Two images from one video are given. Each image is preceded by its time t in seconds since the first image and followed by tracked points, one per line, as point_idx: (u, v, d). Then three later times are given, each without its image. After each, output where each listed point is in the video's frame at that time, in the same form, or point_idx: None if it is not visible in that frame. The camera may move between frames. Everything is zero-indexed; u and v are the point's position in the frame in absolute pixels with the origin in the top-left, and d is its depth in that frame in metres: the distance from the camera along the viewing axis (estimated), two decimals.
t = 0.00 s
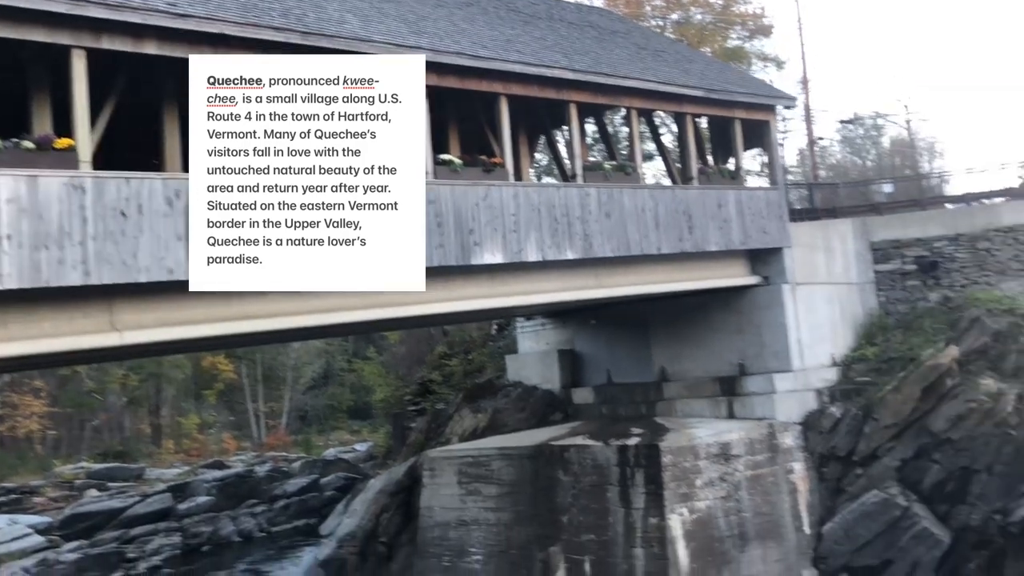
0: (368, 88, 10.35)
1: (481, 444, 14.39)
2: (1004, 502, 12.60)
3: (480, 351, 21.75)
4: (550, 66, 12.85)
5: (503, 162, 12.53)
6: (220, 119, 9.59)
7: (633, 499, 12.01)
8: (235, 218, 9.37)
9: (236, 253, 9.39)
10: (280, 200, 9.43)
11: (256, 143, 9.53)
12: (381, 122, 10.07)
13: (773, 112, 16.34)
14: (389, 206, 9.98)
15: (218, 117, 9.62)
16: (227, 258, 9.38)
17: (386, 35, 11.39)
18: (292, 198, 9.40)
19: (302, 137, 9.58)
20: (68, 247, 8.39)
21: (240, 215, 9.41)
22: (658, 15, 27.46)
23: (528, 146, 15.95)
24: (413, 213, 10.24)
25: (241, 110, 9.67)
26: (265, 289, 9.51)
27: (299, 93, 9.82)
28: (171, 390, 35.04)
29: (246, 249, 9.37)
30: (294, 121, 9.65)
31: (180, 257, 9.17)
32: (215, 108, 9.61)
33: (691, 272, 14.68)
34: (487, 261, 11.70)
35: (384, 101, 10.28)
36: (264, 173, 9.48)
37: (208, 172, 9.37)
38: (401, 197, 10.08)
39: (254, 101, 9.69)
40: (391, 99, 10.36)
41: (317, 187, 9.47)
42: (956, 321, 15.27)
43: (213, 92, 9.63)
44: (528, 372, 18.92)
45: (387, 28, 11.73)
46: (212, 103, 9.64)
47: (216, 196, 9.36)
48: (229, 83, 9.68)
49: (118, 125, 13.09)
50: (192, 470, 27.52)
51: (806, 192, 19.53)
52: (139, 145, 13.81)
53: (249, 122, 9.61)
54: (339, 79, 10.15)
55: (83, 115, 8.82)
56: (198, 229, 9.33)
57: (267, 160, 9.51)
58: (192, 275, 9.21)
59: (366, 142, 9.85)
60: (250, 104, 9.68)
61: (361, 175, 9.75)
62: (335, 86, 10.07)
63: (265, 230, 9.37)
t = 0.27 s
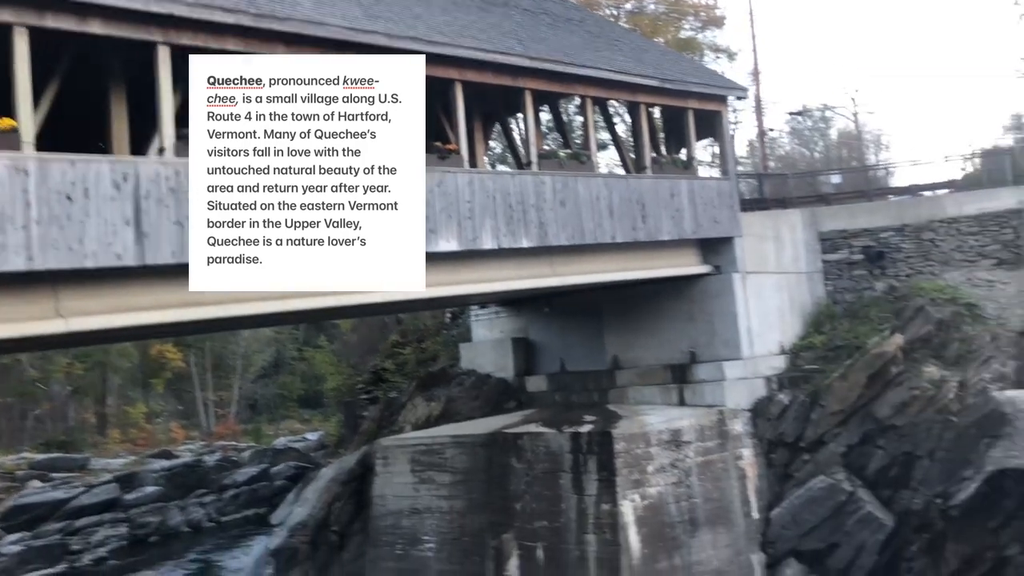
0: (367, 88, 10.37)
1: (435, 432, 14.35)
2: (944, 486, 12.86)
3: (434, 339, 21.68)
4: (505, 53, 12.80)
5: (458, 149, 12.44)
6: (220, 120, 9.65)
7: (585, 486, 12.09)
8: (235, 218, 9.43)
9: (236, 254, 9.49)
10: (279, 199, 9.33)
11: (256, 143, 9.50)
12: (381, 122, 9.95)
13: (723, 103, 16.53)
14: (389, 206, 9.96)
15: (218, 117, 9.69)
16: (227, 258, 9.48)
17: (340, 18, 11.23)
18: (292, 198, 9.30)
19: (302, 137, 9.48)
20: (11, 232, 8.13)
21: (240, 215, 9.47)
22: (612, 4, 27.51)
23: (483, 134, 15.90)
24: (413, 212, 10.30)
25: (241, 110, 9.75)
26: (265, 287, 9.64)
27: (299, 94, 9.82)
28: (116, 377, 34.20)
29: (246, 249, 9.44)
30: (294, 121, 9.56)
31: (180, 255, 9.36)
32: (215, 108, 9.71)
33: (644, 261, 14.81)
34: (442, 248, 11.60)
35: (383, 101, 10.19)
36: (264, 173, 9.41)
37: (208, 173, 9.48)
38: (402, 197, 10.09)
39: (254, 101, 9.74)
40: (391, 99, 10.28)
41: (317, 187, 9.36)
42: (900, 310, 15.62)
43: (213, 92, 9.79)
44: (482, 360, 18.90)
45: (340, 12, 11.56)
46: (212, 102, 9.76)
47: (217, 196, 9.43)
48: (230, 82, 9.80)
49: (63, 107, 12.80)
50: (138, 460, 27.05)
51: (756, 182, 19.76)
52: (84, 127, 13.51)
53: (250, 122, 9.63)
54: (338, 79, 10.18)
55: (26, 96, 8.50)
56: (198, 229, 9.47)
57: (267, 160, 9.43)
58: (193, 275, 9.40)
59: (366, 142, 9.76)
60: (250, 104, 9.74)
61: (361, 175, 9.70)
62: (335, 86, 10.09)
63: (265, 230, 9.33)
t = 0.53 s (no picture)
0: (367, 88, 8.13)
1: (390, 419, 14.30)
2: (890, 470, 13.36)
3: (389, 325, 21.56)
4: (462, 38, 12.74)
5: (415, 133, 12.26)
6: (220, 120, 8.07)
7: (540, 471, 12.19)
8: (235, 219, 8.02)
9: (236, 253, 8.07)
10: (277, 198, 7.75)
11: (255, 143, 7.85)
12: (380, 123, 7.96)
13: (677, 91, 16.60)
14: (390, 208, 7.99)
15: (220, 117, 8.11)
16: (227, 258, 8.16)
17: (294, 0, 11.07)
18: (291, 199, 7.74)
19: (302, 136, 7.78)
20: None
21: (240, 215, 8.02)
22: None
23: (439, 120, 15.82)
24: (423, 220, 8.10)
25: (242, 111, 8.04)
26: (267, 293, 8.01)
27: (299, 93, 7.91)
28: (62, 364, 33.15)
29: (246, 249, 7.96)
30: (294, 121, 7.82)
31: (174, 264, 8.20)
32: (215, 108, 8.09)
33: (600, 248, 14.91)
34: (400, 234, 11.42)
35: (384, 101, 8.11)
36: (264, 173, 7.80)
37: (207, 173, 8.17)
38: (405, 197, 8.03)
39: (254, 101, 8.00)
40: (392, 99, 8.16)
41: (316, 187, 7.77)
42: (848, 298, 15.94)
43: (213, 92, 8.15)
44: (437, 347, 18.89)
45: None
46: (212, 103, 8.19)
47: (217, 196, 8.16)
48: (230, 82, 8.11)
49: (4, 86, 12.44)
50: (86, 448, 26.56)
51: (710, 170, 19.94)
52: (28, 106, 13.17)
53: (250, 121, 7.96)
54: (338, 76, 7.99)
55: None
56: (198, 229, 8.26)
57: (266, 160, 7.79)
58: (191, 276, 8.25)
59: (367, 143, 7.90)
60: (250, 104, 8.03)
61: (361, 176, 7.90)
62: (334, 84, 7.95)
63: (264, 230, 7.80)
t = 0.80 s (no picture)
0: (366, 87, 8.02)
1: (349, 406, 14.16)
2: (843, 453, 13.60)
3: (348, 311, 21.35)
4: (422, 21, 12.61)
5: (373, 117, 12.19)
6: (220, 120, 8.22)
7: (500, 457, 12.21)
8: (235, 219, 8.11)
9: (236, 254, 8.14)
10: (278, 198, 7.88)
11: (255, 143, 7.97)
12: (380, 123, 7.96)
13: (637, 78, 16.63)
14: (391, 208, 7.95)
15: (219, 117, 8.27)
16: (228, 258, 8.20)
17: None
18: (290, 198, 7.86)
19: (301, 136, 7.88)
20: None
21: (240, 216, 8.12)
22: None
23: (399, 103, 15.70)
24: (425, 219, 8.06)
25: (242, 111, 8.16)
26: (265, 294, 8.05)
27: (299, 94, 7.97)
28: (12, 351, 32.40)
29: (246, 249, 8.04)
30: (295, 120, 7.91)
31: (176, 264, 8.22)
32: (215, 108, 8.25)
33: (561, 235, 14.91)
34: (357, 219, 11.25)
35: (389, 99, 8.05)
36: (264, 173, 7.93)
37: (208, 173, 8.21)
38: (406, 197, 7.97)
39: (254, 101, 8.08)
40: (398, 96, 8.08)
41: (317, 187, 7.85)
42: (803, 284, 16.15)
43: (213, 92, 8.27)
44: (398, 333, 18.86)
45: None
46: (212, 103, 8.30)
47: (217, 197, 8.20)
48: (230, 82, 8.21)
49: None
50: (37, 436, 26.05)
51: (669, 157, 20.03)
52: None
53: (250, 122, 8.06)
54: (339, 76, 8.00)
55: None
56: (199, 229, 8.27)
57: (266, 160, 7.91)
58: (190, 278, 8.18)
59: (368, 143, 7.90)
60: (250, 105, 8.11)
61: (363, 175, 7.91)
62: (334, 85, 7.98)
63: (264, 230, 7.90)
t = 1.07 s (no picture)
0: (368, 87, 10.29)
1: (307, 393, 13.85)
2: (799, 438, 13.80)
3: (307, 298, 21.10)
4: (382, 4, 12.46)
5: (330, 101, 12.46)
6: (220, 119, 10.00)
7: (460, 444, 12.22)
8: (235, 218, 9.92)
9: (236, 254, 9.89)
10: (278, 199, 9.77)
11: (255, 143, 9.80)
12: (380, 122, 10.18)
13: (599, 65, 16.75)
14: (389, 206, 10.21)
15: (218, 116, 10.04)
16: (227, 258, 9.90)
17: None
18: (292, 198, 9.74)
19: (302, 137, 9.79)
20: None
21: (239, 215, 9.96)
22: None
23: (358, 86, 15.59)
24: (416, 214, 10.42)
25: (241, 111, 10.02)
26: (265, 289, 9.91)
27: (298, 93, 10.00)
28: None
29: (246, 249, 9.86)
30: (294, 121, 9.83)
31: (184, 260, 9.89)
32: (216, 108, 10.04)
33: (521, 221, 14.88)
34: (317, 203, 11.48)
35: (384, 101, 10.29)
36: (264, 173, 9.78)
37: (209, 173, 10.09)
38: (402, 197, 10.28)
39: (254, 101, 9.97)
40: (392, 99, 10.32)
41: (317, 187, 9.79)
42: (760, 271, 16.33)
43: (213, 93, 10.07)
44: (357, 320, 18.77)
45: None
46: (212, 103, 10.07)
47: (217, 196, 10.02)
48: (230, 83, 10.05)
49: None
50: None
51: (628, 145, 20.08)
52: None
53: (250, 122, 9.89)
54: (339, 77, 10.14)
55: None
56: (200, 229, 10.01)
57: (266, 160, 9.77)
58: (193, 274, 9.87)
59: (365, 143, 10.01)
60: (250, 104, 9.99)
61: (361, 175, 10.01)
62: (335, 85, 10.11)
63: (265, 230, 9.76)
